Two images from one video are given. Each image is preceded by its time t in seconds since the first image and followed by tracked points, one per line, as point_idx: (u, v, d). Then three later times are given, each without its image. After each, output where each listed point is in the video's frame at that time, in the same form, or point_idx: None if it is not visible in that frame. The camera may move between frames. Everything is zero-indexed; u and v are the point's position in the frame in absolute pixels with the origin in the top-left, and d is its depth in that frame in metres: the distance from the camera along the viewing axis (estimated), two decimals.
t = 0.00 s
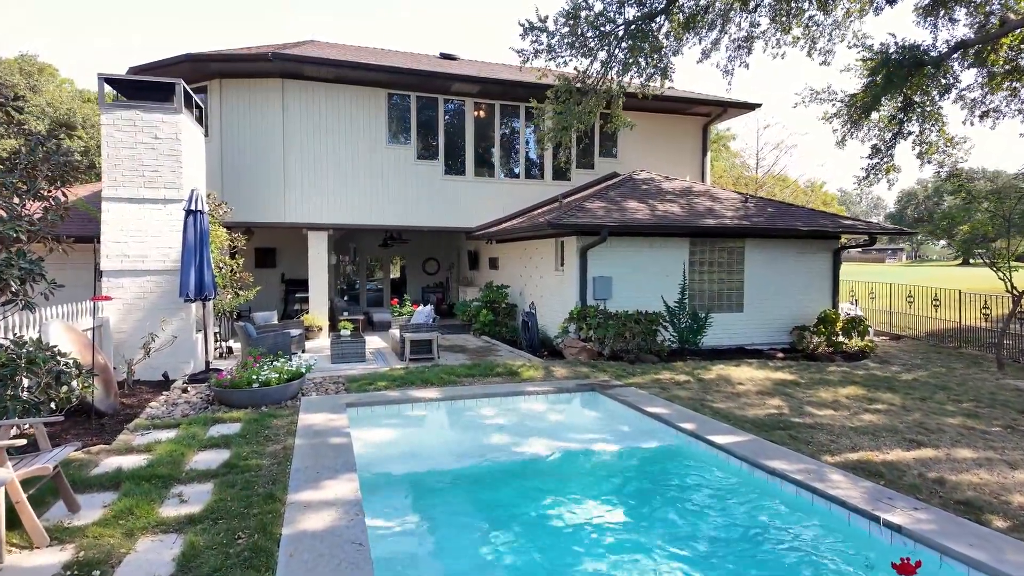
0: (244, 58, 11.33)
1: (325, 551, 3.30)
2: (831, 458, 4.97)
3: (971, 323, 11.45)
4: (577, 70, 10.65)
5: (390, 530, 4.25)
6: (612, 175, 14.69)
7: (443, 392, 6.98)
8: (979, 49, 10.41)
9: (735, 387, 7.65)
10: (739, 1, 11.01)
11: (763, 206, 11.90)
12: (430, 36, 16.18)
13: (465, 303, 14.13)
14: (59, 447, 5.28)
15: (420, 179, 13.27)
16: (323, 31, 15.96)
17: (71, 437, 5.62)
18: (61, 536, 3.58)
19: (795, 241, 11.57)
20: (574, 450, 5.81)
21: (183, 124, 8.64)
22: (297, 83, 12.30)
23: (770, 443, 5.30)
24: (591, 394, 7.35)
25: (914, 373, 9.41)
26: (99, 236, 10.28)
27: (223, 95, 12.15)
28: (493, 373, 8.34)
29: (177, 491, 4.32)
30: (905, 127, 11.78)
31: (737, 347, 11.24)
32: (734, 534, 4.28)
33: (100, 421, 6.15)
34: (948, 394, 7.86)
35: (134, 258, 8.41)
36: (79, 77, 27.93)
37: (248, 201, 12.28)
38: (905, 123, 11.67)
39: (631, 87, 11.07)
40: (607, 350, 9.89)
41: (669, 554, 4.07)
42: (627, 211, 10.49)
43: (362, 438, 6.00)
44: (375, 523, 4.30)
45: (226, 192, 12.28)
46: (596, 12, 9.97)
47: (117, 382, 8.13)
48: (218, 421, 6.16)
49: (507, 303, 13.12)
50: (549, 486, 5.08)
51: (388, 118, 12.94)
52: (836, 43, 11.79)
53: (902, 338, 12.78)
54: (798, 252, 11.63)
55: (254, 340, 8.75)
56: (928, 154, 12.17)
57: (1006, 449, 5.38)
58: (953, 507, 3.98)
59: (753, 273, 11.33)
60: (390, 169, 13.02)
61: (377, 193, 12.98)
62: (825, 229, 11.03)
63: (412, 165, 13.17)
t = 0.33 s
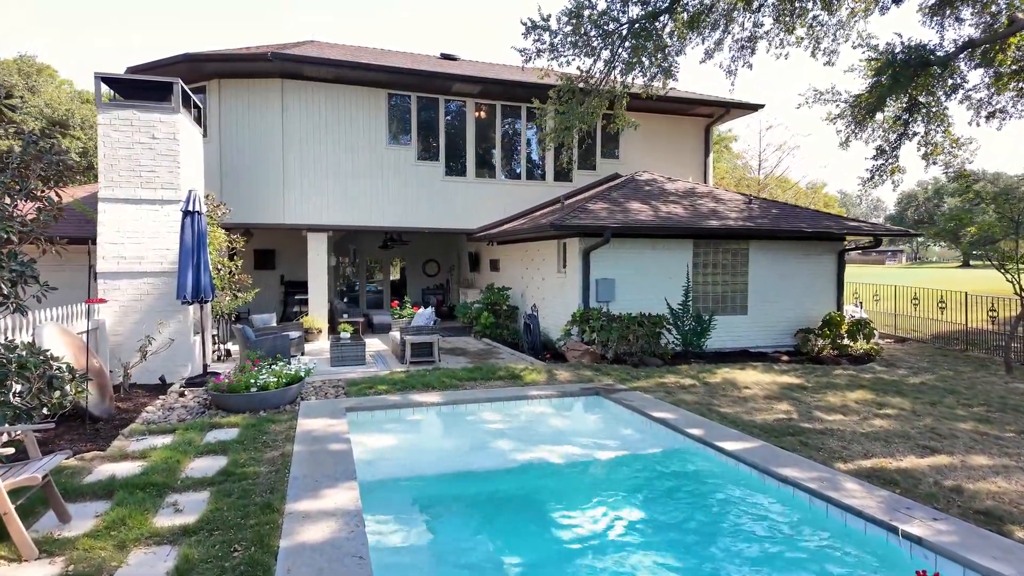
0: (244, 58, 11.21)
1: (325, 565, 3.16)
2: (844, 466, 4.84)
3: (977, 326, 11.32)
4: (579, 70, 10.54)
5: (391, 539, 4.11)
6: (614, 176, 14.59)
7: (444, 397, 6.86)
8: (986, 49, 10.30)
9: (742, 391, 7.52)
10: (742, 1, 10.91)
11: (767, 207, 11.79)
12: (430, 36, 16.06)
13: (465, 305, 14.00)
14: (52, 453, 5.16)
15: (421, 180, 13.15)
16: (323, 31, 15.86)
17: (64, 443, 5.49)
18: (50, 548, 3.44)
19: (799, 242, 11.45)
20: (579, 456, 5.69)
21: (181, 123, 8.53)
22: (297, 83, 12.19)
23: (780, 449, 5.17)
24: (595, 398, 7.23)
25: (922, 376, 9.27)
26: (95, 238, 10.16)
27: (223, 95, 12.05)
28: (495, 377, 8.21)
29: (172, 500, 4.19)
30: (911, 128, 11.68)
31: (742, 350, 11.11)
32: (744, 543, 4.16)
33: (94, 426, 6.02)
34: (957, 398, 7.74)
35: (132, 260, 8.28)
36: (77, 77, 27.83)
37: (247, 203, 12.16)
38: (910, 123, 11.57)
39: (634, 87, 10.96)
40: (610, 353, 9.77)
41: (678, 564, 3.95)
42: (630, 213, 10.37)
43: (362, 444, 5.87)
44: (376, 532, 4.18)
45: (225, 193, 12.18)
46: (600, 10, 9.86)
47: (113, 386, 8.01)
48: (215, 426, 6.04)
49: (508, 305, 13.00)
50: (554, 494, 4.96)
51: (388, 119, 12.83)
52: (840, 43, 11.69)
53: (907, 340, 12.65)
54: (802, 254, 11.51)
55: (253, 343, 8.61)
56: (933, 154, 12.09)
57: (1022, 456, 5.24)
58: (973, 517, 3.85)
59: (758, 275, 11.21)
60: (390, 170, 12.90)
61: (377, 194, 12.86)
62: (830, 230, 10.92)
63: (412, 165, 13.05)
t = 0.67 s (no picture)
0: (242, 57, 11.08)
1: None
2: (858, 473, 4.71)
3: (984, 329, 11.22)
4: (582, 69, 10.41)
5: (393, 552, 3.98)
6: (616, 176, 14.47)
7: (446, 401, 6.73)
8: (994, 48, 10.19)
9: (749, 395, 7.39)
10: None
11: (771, 208, 11.67)
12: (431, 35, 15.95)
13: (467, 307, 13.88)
14: (44, 461, 5.01)
15: (421, 180, 13.02)
16: (323, 31, 15.74)
17: (59, 449, 5.39)
18: (36, 561, 3.30)
19: (803, 244, 11.31)
20: (585, 463, 5.56)
21: (178, 123, 8.39)
22: (296, 83, 12.06)
23: (792, 456, 5.04)
24: (600, 402, 7.11)
25: (929, 380, 9.15)
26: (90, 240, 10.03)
27: (220, 95, 11.92)
28: (497, 381, 8.07)
29: (166, 510, 4.05)
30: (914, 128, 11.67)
31: (747, 352, 10.99)
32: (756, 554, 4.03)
33: (90, 431, 5.92)
34: (968, 402, 7.61)
35: (129, 262, 8.14)
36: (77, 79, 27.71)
37: (245, 203, 12.03)
38: (915, 123, 11.51)
39: (638, 87, 10.84)
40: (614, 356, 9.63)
41: None
42: (634, 214, 10.26)
43: (362, 450, 5.75)
44: (377, 543, 4.05)
45: (223, 193, 12.04)
46: (604, 9, 9.74)
47: (108, 390, 7.87)
48: (212, 432, 5.91)
49: (510, 307, 12.85)
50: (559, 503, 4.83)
51: (388, 119, 12.70)
52: (845, 42, 11.58)
53: (912, 343, 12.55)
54: (807, 255, 11.38)
55: (251, 346, 8.48)
56: (939, 155, 12.02)
57: None
58: (996, 529, 3.71)
59: (762, 277, 11.08)
60: (390, 171, 12.77)
61: (377, 194, 12.72)
62: (835, 231, 10.80)
63: (413, 166, 12.93)
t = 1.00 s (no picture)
0: (241, 57, 10.96)
1: None
2: (872, 481, 4.58)
3: (991, 331, 11.11)
4: (585, 68, 10.30)
5: (395, 564, 3.86)
6: (619, 177, 14.35)
7: (449, 405, 6.61)
8: (1002, 47, 10.10)
9: (756, 399, 7.26)
10: None
11: (775, 209, 11.55)
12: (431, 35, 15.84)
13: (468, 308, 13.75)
14: (36, 468, 4.88)
15: (422, 180, 12.90)
16: (323, 31, 15.64)
17: (52, 455, 5.26)
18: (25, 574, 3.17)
19: (808, 245, 11.21)
20: (591, 469, 5.43)
21: (176, 121, 8.26)
22: (294, 82, 11.93)
23: (804, 462, 4.92)
24: (605, 406, 6.99)
25: (937, 382, 9.02)
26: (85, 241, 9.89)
27: (218, 95, 11.80)
28: (500, 384, 7.94)
29: (161, 520, 3.92)
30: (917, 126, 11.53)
31: (751, 355, 10.87)
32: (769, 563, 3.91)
33: (85, 437, 5.79)
34: (979, 405, 7.48)
35: (126, 263, 8.02)
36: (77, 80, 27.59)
37: (243, 204, 11.91)
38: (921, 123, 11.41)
39: (641, 86, 10.76)
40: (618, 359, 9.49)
41: None
42: (637, 214, 10.14)
43: (363, 455, 5.62)
44: (378, 553, 3.93)
45: (221, 193, 11.92)
46: (607, 6, 9.64)
47: (104, 394, 7.73)
48: (209, 437, 5.77)
49: (512, 309, 12.74)
50: (565, 510, 4.71)
51: (388, 119, 12.58)
52: (849, 42, 11.47)
53: (918, 344, 12.45)
54: (812, 257, 11.26)
55: (250, 348, 8.33)
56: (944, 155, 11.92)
57: None
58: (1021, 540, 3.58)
59: (767, 278, 10.96)
60: (390, 171, 12.64)
61: (377, 195, 12.60)
62: (841, 232, 10.68)
63: (414, 166, 12.81)
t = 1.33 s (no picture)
0: (237, 55, 10.81)
1: None
2: (886, 486, 4.46)
3: (997, 332, 11.01)
4: (588, 65, 10.17)
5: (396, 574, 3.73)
6: (620, 177, 14.24)
7: (450, 407, 6.48)
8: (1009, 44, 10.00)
9: (763, 401, 7.14)
10: None
11: (779, 208, 11.44)
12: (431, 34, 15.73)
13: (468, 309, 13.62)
14: (26, 474, 4.74)
15: (422, 180, 12.77)
16: (322, 30, 15.54)
17: (44, 459, 5.13)
18: None
19: (813, 246, 11.10)
20: (596, 475, 5.31)
21: (173, 120, 8.15)
22: (293, 81, 11.81)
23: (815, 467, 4.80)
24: (609, 409, 6.87)
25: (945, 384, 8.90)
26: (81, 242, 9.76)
27: (216, 94, 11.67)
28: (502, 386, 7.81)
29: (153, 528, 3.79)
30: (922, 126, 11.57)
31: (756, 356, 10.74)
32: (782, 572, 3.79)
33: (78, 441, 5.67)
34: (988, 407, 7.37)
35: (122, 263, 7.89)
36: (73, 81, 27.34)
37: (241, 204, 11.78)
38: (926, 122, 11.39)
39: (644, 85, 10.68)
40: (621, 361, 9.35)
41: None
42: (640, 214, 10.02)
43: (362, 460, 5.49)
44: (379, 563, 3.81)
45: (219, 193, 11.78)
46: (610, 3, 9.50)
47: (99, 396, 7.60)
48: (206, 440, 5.65)
49: (512, 310, 12.63)
50: (571, 518, 4.59)
51: (388, 118, 12.45)
52: (853, 40, 11.33)
53: (923, 345, 12.34)
54: (817, 257, 11.13)
55: (247, 350, 8.19)
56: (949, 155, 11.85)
57: None
58: None
59: (771, 278, 10.84)
60: (390, 171, 12.52)
61: (376, 195, 12.47)
62: (846, 231, 10.54)
63: (414, 165, 12.69)
